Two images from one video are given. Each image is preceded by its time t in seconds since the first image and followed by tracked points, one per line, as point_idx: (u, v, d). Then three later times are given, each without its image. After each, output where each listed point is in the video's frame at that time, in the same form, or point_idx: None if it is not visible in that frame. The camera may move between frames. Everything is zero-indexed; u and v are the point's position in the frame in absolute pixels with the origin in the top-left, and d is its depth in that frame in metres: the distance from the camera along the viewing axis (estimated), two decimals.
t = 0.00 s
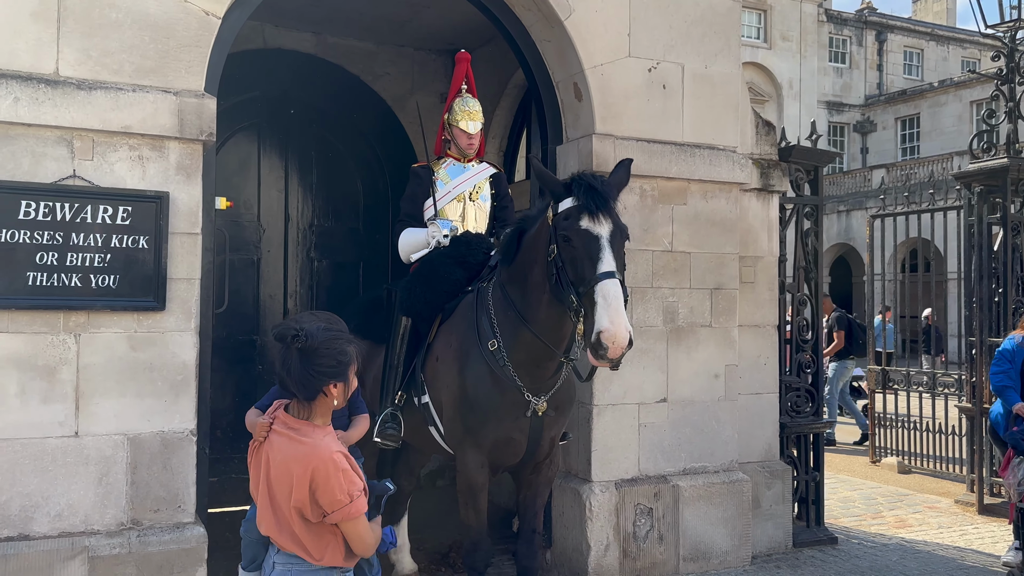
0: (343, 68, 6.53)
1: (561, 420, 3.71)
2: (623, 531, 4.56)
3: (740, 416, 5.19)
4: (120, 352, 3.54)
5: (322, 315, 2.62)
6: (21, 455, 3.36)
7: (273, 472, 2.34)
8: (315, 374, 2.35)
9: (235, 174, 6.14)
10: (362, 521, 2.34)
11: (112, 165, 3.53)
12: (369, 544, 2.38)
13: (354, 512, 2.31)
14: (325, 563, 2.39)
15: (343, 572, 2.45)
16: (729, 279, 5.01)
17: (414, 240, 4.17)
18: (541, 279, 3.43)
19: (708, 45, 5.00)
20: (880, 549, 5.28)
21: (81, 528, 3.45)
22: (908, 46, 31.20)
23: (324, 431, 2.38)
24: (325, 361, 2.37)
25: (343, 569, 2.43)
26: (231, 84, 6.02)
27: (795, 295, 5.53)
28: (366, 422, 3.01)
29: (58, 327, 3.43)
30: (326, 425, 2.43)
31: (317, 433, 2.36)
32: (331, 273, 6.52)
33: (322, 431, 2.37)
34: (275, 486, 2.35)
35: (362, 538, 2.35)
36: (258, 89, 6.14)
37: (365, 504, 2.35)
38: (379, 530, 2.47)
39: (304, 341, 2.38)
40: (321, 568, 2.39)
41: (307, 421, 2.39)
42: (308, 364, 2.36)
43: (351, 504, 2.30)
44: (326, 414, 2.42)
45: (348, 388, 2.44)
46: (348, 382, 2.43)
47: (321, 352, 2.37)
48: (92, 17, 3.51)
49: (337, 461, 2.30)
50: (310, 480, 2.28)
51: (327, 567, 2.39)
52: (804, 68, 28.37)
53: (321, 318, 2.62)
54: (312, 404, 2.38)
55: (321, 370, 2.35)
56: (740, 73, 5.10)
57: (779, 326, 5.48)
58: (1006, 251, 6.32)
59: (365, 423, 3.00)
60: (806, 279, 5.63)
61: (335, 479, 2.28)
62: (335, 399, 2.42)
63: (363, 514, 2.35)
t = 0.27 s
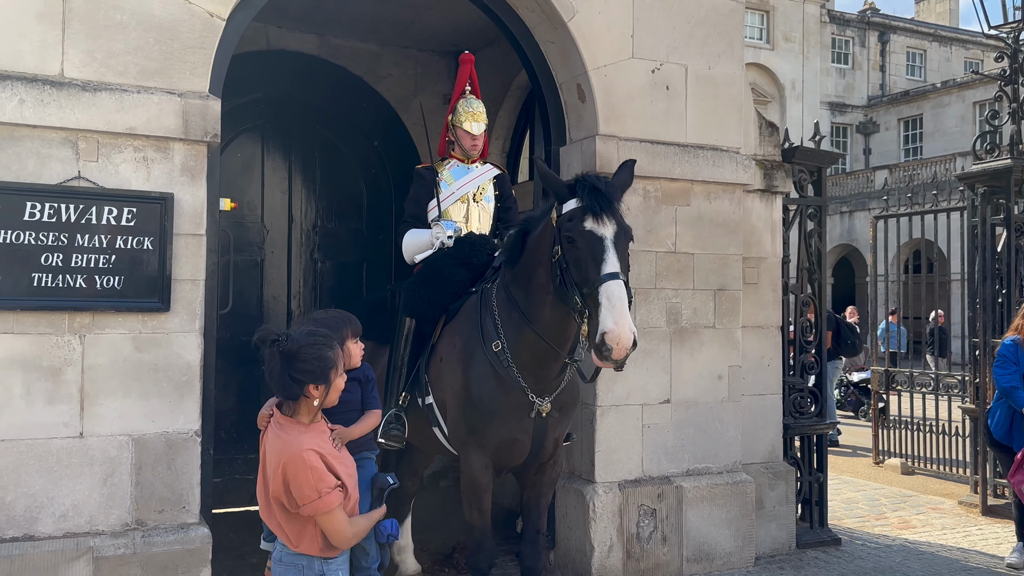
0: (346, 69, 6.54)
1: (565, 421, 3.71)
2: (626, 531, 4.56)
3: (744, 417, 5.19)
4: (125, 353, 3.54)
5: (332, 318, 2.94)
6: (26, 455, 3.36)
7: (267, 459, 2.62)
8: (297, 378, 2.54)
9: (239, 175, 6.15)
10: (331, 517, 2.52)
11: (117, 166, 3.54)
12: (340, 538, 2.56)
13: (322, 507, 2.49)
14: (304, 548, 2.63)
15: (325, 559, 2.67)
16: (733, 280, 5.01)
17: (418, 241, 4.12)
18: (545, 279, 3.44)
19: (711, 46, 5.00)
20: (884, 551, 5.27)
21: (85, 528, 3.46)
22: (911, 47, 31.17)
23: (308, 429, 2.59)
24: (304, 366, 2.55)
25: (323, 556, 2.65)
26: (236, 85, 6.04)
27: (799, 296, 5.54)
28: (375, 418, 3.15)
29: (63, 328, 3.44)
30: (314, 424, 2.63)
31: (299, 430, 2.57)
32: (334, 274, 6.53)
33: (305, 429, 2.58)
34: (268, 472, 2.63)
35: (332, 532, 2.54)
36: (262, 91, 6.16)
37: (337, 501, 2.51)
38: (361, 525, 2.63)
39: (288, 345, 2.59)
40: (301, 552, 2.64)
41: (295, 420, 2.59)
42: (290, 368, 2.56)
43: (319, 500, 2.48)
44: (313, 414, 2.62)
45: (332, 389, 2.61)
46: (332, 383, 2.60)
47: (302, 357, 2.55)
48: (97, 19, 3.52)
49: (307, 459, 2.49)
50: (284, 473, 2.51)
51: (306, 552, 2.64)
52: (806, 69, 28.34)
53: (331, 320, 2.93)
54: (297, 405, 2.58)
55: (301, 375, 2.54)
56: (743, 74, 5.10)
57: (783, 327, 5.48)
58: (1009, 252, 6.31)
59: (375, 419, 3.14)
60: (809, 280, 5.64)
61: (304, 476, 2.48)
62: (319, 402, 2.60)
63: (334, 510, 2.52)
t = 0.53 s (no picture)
0: (349, 70, 6.54)
1: (568, 421, 3.71)
2: (629, 532, 4.55)
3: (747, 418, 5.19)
4: (128, 353, 3.55)
5: (345, 316, 3.14)
6: (30, 455, 3.37)
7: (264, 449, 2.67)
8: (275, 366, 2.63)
9: (242, 175, 6.16)
10: (318, 509, 2.52)
11: (121, 166, 3.54)
12: (328, 531, 2.55)
13: (307, 498, 2.50)
14: (295, 538, 2.66)
15: (316, 552, 2.68)
16: (736, 281, 5.01)
17: (422, 241, 4.16)
18: (549, 279, 3.44)
19: (714, 47, 5.00)
20: (887, 551, 5.26)
21: (88, 528, 3.46)
22: (913, 48, 31.15)
23: (292, 421, 2.63)
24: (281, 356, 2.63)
25: (314, 548, 2.66)
26: (238, 86, 6.04)
27: (802, 296, 5.53)
28: (377, 417, 3.16)
29: (66, 328, 3.44)
30: (304, 416, 2.67)
31: (285, 422, 2.62)
32: (337, 275, 6.53)
33: (289, 420, 2.62)
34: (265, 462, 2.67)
35: (319, 523, 2.54)
36: (265, 91, 6.17)
37: (323, 492, 2.52)
38: (351, 519, 2.62)
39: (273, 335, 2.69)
40: (293, 542, 2.67)
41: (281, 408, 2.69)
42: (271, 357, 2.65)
43: (304, 491, 2.50)
44: (299, 406, 2.67)
45: (302, 383, 2.62)
46: (302, 377, 2.62)
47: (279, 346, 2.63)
48: (100, 19, 3.53)
49: (292, 450, 2.52)
50: (272, 463, 2.55)
51: (297, 542, 2.66)
52: (808, 69, 28.30)
53: (343, 318, 3.13)
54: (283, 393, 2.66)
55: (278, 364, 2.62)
56: (746, 75, 5.10)
57: (786, 328, 5.47)
58: (1012, 253, 6.30)
59: (378, 418, 3.15)
60: (812, 281, 5.64)
61: (289, 466, 2.51)
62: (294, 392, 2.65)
63: (320, 501, 2.52)
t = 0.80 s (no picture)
0: (350, 70, 6.54)
1: (569, 421, 3.70)
2: (631, 532, 4.54)
3: (749, 418, 5.18)
4: (129, 353, 3.54)
5: (345, 316, 3.20)
6: (31, 455, 3.36)
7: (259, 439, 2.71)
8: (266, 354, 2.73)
9: (243, 175, 6.16)
10: (305, 498, 2.53)
11: (122, 166, 3.54)
12: (315, 522, 2.55)
13: (294, 486, 2.51)
14: (285, 529, 2.66)
15: (307, 546, 2.70)
16: (737, 281, 5.00)
17: (422, 241, 4.19)
18: (550, 279, 3.43)
19: (715, 47, 5.00)
20: (889, 552, 5.25)
21: (89, 528, 3.45)
22: (914, 49, 31.13)
23: (281, 409, 2.66)
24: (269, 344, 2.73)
25: (304, 539, 2.67)
26: (240, 86, 6.04)
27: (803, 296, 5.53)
28: (376, 419, 3.11)
29: (67, 328, 3.44)
30: (297, 407, 2.70)
31: (276, 411, 2.65)
32: (338, 275, 6.53)
33: (278, 409, 2.66)
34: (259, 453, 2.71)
35: (305, 513, 2.54)
36: (267, 91, 6.16)
37: (309, 482, 2.52)
38: (340, 513, 2.61)
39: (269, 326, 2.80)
40: (284, 534, 2.68)
41: (276, 398, 2.75)
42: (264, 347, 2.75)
43: (291, 479, 2.51)
44: (290, 397, 2.70)
45: (288, 373, 2.65)
46: (289, 367, 2.66)
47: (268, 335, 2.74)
48: (101, 19, 3.52)
49: (281, 437, 2.54)
50: (262, 451, 2.58)
51: (287, 533, 2.67)
52: (810, 70, 28.26)
53: (344, 318, 3.19)
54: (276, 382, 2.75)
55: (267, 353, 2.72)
56: (747, 75, 5.09)
57: (787, 328, 5.47)
58: (1014, 253, 6.30)
59: (376, 420, 3.10)
60: (814, 281, 5.64)
61: (277, 453, 2.53)
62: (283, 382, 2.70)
63: (307, 491, 2.53)
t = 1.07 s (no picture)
0: (351, 70, 6.54)
1: (570, 422, 3.69)
2: (632, 534, 4.53)
3: (750, 419, 5.17)
4: (128, 354, 3.53)
5: (339, 316, 3.19)
6: (30, 456, 3.36)
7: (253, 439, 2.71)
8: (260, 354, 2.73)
9: (244, 176, 6.15)
10: (300, 497, 2.52)
11: (122, 167, 3.54)
12: (311, 521, 2.53)
13: (288, 485, 2.50)
14: (283, 530, 2.65)
15: (305, 547, 2.70)
16: (739, 281, 4.99)
17: (423, 242, 4.19)
18: (550, 280, 3.42)
19: (716, 47, 4.99)
20: (891, 554, 5.23)
21: (89, 530, 3.45)
22: (916, 49, 31.12)
23: (275, 409, 2.66)
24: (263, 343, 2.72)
25: (301, 539, 2.66)
26: (240, 87, 6.03)
27: (805, 297, 5.52)
28: (372, 418, 3.10)
29: (67, 328, 3.43)
30: (291, 406, 2.69)
31: (270, 411, 2.65)
32: (339, 275, 6.52)
33: (271, 409, 2.66)
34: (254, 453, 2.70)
35: (300, 512, 2.53)
36: (267, 92, 6.16)
37: (304, 480, 2.51)
38: (336, 512, 2.59)
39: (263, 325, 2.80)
40: (282, 535, 2.67)
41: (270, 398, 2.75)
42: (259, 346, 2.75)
43: (285, 477, 2.50)
44: (285, 396, 2.70)
45: (282, 373, 2.65)
46: (282, 367, 2.65)
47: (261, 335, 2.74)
48: (101, 19, 3.52)
49: (274, 436, 2.54)
50: (257, 451, 2.58)
51: (284, 534, 2.66)
52: (811, 70, 28.20)
53: (337, 318, 3.17)
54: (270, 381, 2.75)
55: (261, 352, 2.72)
56: (749, 75, 5.08)
57: (789, 328, 5.45)
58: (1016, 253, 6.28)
59: (373, 418, 3.10)
60: (815, 282, 5.62)
61: (270, 452, 2.53)
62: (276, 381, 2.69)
63: (302, 490, 2.51)
